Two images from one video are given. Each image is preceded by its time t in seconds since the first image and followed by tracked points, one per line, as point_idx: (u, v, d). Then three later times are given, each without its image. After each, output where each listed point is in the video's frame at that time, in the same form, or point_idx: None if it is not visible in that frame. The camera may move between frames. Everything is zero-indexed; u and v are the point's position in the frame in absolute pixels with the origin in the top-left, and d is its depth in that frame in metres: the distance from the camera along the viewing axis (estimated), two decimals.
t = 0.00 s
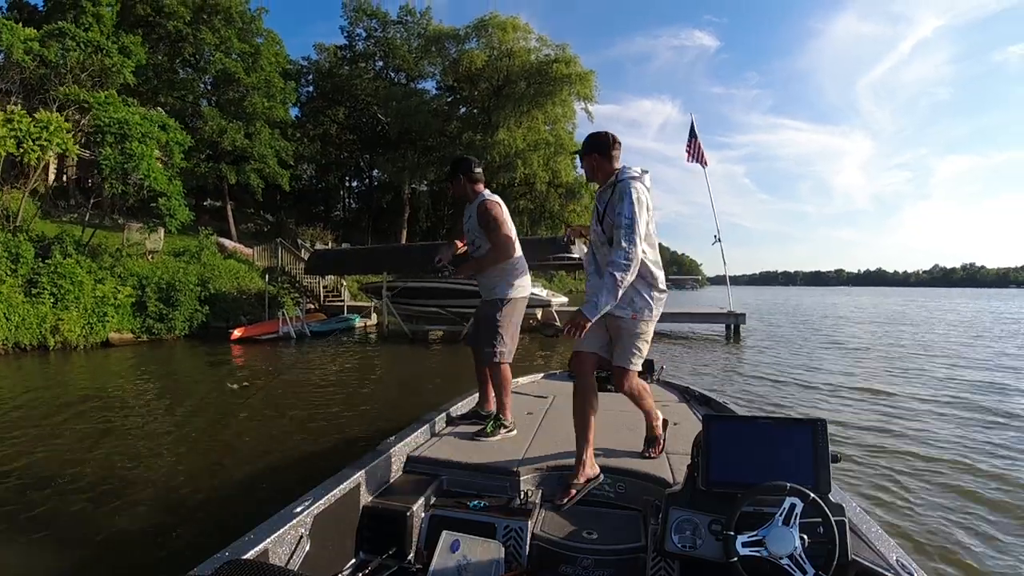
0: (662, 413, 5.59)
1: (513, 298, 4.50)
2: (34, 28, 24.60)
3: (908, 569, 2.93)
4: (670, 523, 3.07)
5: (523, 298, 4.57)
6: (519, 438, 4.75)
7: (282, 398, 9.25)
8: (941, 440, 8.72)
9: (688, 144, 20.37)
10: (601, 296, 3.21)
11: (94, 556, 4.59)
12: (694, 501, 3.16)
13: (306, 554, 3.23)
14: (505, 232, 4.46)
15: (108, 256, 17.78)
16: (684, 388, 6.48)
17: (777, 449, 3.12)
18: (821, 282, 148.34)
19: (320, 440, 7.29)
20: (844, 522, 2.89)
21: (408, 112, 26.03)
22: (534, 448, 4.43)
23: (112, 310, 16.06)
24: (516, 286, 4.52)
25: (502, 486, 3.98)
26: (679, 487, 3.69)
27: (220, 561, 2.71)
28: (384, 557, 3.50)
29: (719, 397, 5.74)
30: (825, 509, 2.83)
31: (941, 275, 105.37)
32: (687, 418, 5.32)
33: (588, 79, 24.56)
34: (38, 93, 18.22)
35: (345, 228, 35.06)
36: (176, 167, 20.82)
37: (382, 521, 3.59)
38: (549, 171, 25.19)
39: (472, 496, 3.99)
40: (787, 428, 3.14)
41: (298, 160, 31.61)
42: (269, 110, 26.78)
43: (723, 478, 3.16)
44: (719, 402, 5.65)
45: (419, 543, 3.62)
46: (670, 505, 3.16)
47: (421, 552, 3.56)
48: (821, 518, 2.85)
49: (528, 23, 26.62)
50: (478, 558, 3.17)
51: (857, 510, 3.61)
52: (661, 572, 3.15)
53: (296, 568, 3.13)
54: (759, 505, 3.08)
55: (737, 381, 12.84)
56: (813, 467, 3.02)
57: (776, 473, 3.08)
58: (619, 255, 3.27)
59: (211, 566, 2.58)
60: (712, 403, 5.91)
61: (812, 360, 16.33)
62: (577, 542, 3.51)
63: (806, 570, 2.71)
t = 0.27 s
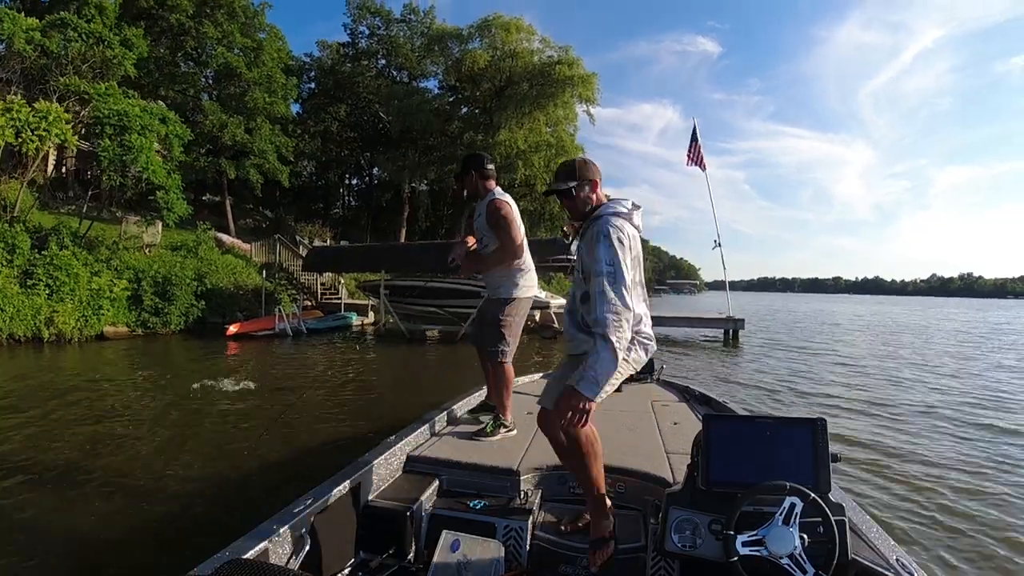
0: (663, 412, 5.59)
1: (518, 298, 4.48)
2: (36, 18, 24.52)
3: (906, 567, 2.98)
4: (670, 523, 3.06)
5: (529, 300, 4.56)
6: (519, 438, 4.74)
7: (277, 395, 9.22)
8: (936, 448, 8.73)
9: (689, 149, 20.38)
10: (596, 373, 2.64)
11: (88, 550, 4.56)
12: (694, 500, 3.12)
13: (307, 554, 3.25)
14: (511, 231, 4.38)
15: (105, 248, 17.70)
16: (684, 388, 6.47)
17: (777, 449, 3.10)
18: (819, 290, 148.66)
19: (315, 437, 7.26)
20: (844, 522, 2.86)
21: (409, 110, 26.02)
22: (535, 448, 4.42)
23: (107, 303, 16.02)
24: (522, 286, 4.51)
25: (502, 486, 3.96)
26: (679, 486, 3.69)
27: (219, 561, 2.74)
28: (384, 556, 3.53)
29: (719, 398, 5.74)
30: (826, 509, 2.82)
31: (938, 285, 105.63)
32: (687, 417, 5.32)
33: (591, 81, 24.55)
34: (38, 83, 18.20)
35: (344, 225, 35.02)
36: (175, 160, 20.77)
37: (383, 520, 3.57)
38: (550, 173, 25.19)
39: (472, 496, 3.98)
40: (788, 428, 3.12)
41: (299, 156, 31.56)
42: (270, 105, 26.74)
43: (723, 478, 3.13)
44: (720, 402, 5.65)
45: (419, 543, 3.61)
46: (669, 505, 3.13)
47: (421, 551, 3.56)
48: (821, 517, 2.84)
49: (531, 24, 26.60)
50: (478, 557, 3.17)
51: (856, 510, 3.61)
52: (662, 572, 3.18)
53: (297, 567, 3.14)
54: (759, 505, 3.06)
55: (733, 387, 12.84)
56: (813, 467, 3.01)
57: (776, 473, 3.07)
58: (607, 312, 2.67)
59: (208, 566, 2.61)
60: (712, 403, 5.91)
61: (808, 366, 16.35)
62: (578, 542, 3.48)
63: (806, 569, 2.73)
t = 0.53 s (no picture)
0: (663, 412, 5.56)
1: (519, 298, 4.44)
2: (37, 8, 24.41)
3: (906, 568, 2.96)
4: (670, 523, 3.04)
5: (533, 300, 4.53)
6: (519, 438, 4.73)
7: (273, 391, 9.18)
8: (934, 454, 8.72)
9: (691, 150, 20.35)
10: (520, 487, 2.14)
11: (80, 545, 4.51)
12: (694, 500, 3.11)
13: (307, 554, 3.20)
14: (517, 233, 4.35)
15: (102, 240, 17.63)
16: (684, 387, 6.45)
17: (777, 448, 3.07)
18: (817, 294, 148.64)
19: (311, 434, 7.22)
20: (844, 522, 2.84)
21: (411, 107, 25.96)
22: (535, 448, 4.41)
23: (103, 296, 15.96)
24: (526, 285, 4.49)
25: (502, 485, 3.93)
26: (680, 486, 3.66)
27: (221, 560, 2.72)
28: (384, 557, 3.54)
29: (719, 398, 5.71)
30: (826, 508, 2.79)
31: (936, 291, 105.74)
32: (687, 417, 5.29)
33: (593, 81, 24.52)
34: (38, 73, 18.30)
35: (343, 222, 34.96)
36: (175, 153, 20.69)
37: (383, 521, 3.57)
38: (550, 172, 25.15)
39: (473, 496, 3.97)
40: (787, 428, 3.08)
41: (299, 151, 31.47)
42: (271, 99, 26.66)
43: (724, 478, 3.11)
44: (720, 402, 5.62)
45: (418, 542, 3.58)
46: (669, 504, 3.11)
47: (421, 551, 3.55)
48: (821, 517, 2.81)
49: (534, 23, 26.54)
50: (478, 558, 3.12)
51: (855, 510, 3.60)
52: (662, 572, 3.16)
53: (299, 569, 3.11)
54: (760, 505, 3.04)
55: (731, 389, 12.83)
56: (812, 466, 2.98)
57: (776, 472, 3.04)
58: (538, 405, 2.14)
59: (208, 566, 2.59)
60: (712, 404, 5.89)
61: (806, 370, 16.34)
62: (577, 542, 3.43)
63: (806, 569, 2.70)
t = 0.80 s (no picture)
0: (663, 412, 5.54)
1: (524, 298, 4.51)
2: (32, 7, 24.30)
3: (906, 567, 2.94)
4: (670, 523, 3.02)
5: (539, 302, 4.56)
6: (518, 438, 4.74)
7: (271, 391, 9.15)
8: (932, 452, 8.71)
9: (689, 148, 20.35)
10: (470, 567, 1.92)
11: (76, 547, 4.48)
12: (694, 500, 3.09)
13: (307, 555, 3.18)
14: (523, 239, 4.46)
15: (99, 240, 17.56)
16: (684, 388, 6.44)
17: (777, 449, 3.05)
18: (815, 292, 148.82)
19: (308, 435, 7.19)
20: (844, 522, 2.83)
21: (409, 106, 25.93)
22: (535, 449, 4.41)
23: (99, 296, 15.92)
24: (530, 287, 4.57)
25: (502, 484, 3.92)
26: (680, 486, 3.65)
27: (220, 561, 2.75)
28: (384, 556, 3.47)
29: (720, 398, 5.70)
30: (826, 509, 2.78)
31: (934, 288, 105.88)
32: (688, 417, 5.28)
33: (591, 80, 24.49)
34: (36, 73, 18.21)
35: (341, 221, 34.92)
36: (171, 152, 20.62)
37: (384, 521, 3.50)
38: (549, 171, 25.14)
39: (473, 496, 3.96)
40: (788, 428, 3.06)
41: (296, 150, 31.41)
42: (268, 98, 26.60)
43: (724, 478, 3.09)
44: (720, 402, 5.61)
45: (419, 543, 3.55)
46: (670, 504, 3.09)
47: (422, 552, 3.51)
48: (821, 517, 2.79)
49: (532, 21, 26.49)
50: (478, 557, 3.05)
51: (855, 510, 3.58)
52: (661, 572, 3.14)
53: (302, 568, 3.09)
54: (759, 505, 3.03)
55: (729, 388, 12.82)
56: (812, 466, 2.96)
57: (777, 473, 3.03)
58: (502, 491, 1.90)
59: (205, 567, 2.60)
60: (712, 404, 5.87)
61: (804, 369, 16.35)
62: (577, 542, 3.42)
63: (806, 569, 2.68)
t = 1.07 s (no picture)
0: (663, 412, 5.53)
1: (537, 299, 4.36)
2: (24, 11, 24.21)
3: (906, 567, 2.93)
4: (670, 523, 3.00)
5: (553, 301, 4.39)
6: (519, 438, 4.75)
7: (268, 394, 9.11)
8: (932, 446, 8.70)
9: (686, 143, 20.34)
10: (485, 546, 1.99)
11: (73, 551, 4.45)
12: (694, 500, 3.07)
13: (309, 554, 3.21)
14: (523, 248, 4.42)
15: (94, 244, 17.51)
16: (684, 387, 6.43)
17: (776, 449, 3.03)
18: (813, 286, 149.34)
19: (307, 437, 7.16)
20: (844, 522, 2.81)
21: (404, 105, 25.90)
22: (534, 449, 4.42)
23: (96, 300, 15.90)
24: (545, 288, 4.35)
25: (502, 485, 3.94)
26: (680, 486, 3.64)
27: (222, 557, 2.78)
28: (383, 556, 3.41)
29: (719, 397, 5.70)
30: (826, 508, 2.76)
31: (932, 281, 105.99)
32: (688, 417, 5.27)
33: (587, 77, 24.45)
34: (29, 78, 18.05)
35: (339, 221, 34.90)
36: (166, 154, 20.55)
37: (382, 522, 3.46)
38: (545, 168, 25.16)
39: (472, 496, 3.92)
40: (787, 428, 3.05)
41: (293, 151, 31.38)
42: (263, 99, 26.59)
43: (724, 478, 3.07)
44: (720, 402, 5.60)
45: (419, 543, 3.52)
46: (669, 504, 3.07)
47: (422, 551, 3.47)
48: (820, 517, 2.78)
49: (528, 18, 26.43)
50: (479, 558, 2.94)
51: (855, 509, 3.58)
52: (662, 572, 3.12)
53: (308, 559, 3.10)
54: (759, 505, 3.02)
55: (728, 384, 12.80)
56: (812, 466, 2.95)
57: (776, 473, 3.01)
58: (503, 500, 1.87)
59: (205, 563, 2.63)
60: (712, 403, 5.86)
61: (803, 363, 16.34)
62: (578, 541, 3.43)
63: (806, 569, 2.66)
